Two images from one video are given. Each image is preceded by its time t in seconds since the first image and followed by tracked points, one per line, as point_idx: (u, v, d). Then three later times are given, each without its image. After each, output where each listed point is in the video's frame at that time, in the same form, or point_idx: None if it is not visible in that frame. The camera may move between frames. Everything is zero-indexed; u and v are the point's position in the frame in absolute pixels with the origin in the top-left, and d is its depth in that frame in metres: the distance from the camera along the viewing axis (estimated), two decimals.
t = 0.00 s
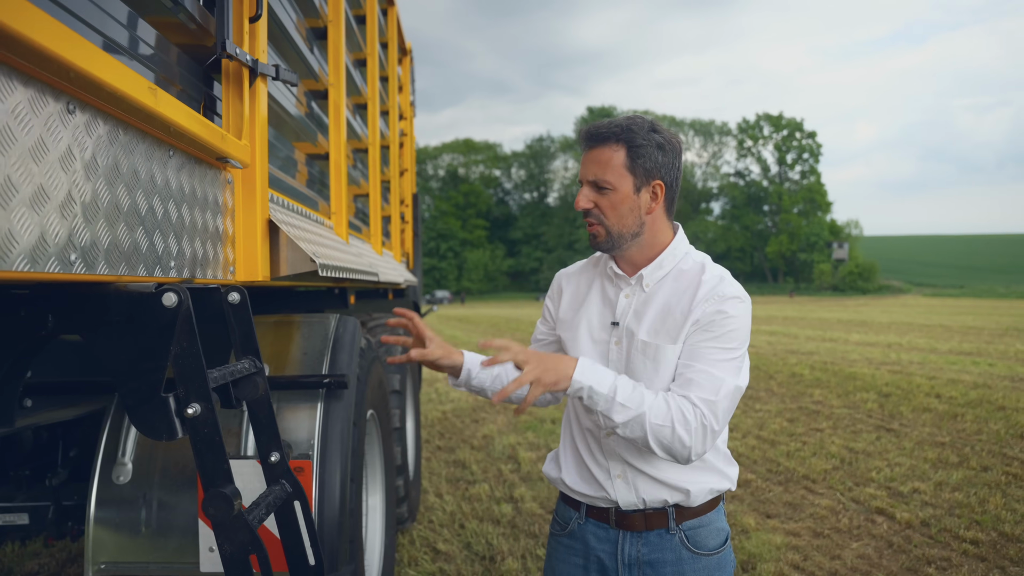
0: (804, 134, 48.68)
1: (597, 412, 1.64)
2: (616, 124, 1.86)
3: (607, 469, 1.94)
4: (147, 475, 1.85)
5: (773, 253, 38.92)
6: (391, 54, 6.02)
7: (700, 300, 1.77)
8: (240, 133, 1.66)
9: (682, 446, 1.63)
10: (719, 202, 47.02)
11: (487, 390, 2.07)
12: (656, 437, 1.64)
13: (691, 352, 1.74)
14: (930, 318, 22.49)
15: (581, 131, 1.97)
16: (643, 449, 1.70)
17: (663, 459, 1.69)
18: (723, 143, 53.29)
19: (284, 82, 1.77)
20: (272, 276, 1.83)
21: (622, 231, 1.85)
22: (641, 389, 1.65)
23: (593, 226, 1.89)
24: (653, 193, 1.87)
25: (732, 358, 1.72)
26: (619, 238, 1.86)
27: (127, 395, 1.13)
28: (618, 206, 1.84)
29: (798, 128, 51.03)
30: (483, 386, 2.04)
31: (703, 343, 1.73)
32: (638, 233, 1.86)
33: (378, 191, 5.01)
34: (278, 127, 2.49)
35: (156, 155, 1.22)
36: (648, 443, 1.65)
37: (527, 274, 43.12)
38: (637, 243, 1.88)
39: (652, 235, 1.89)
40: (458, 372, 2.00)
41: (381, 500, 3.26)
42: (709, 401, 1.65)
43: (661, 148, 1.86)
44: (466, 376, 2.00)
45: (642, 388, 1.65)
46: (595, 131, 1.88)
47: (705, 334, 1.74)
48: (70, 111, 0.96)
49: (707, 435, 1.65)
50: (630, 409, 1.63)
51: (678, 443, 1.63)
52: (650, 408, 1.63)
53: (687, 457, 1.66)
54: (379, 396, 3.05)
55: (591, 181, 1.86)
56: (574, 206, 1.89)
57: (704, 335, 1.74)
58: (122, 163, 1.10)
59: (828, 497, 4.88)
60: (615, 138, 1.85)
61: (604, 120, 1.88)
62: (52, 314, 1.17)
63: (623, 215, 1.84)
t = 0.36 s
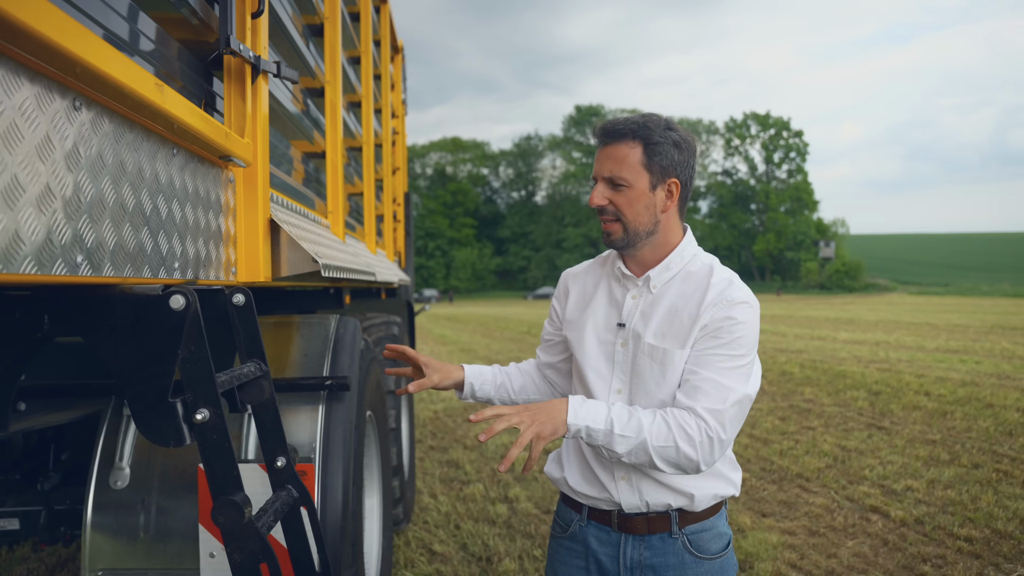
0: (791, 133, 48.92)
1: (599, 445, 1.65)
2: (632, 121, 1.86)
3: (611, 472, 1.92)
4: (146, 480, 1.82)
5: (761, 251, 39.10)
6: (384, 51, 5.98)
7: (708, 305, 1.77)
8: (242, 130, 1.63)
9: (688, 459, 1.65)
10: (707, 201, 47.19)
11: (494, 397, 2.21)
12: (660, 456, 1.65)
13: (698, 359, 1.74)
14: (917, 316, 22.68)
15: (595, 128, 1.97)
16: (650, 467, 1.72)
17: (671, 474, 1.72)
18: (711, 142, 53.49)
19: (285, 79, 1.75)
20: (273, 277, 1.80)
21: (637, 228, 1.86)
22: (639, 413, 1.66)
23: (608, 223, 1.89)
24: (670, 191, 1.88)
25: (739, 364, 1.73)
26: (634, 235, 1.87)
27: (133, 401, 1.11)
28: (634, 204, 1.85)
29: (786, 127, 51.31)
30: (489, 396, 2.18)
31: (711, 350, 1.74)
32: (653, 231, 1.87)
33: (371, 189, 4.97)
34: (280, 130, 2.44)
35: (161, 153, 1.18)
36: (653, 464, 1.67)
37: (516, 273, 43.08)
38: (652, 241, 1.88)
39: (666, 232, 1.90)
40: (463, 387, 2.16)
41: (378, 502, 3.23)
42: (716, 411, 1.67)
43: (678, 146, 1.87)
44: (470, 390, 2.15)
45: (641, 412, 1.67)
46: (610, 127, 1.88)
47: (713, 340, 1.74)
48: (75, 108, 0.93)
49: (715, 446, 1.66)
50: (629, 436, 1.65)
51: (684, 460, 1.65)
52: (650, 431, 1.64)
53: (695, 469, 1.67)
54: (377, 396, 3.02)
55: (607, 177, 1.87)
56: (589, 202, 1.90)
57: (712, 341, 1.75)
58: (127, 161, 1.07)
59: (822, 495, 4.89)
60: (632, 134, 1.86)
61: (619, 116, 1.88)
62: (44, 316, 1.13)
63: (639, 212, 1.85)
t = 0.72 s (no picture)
0: (772, 133, 49.29)
1: (605, 452, 1.68)
2: (658, 119, 1.91)
3: (612, 473, 1.91)
4: (137, 484, 1.77)
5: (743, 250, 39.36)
6: (370, 49, 5.93)
7: (717, 307, 1.82)
8: (238, 126, 1.59)
9: (694, 462, 1.69)
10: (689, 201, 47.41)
11: (497, 396, 2.22)
12: (667, 460, 1.69)
13: (706, 360, 1.80)
14: (896, 314, 22.93)
15: (616, 123, 2.00)
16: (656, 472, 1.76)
17: (677, 477, 1.76)
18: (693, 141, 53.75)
19: (280, 75, 1.72)
20: (267, 275, 1.76)
21: (654, 227, 1.91)
22: (645, 419, 1.70)
23: (623, 219, 1.93)
24: (687, 192, 1.94)
25: (746, 367, 1.78)
26: (649, 234, 1.91)
27: (132, 405, 1.10)
28: (654, 202, 1.90)
29: (767, 127, 51.70)
30: (492, 395, 2.19)
31: (720, 352, 1.79)
32: (668, 231, 1.93)
33: (359, 187, 4.93)
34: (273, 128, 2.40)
35: (157, 149, 1.14)
36: (660, 469, 1.70)
37: (500, 272, 43.02)
38: (665, 240, 1.94)
39: (678, 233, 1.95)
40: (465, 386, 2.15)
41: (370, 504, 3.19)
42: (722, 414, 1.71)
43: (700, 148, 1.93)
44: (473, 389, 2.15)
45: (646, 418, 1.71)
46: (635, 123, 1.92)
47: (721, 343, 1.80)
48: (72, 100, 0.89)
49: (721, 450, 1.70)
50: (636, 442, 1.69)
51: (691, 464, 1.69)
52: (657, 436, 1.68)
53: (700, 473, 1.71)
54: (368, 397, 2.99)
55: (628, 174, 1.91)
56: (607, 198, 1.93)
57: (720, 343, 1.80)
58: (123, 156, 1.03)
59: (810, 493, 4.91)
60: (657, 132, 1.91)
61: (645, 113, 1.92)
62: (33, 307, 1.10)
63: (657, 211, 1.90)
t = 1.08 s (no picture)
0: (756, 133, 49.59)
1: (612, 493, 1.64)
2: (682, 123, 1.92)
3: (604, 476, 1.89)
4: (125, 490, 1.74)
5: (728, 250, 39.58)
6: (358, 47, 5.88)
7: (719, 312, 1.83)
8: (231, 124, 1.56)
9: (703, 479, 1.67)
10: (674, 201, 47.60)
11: (488, 382, 2.23)
12: (677, 484, 1.66)
13: (708, 366, 1.81)
14: (880, 313, 23.15)
15: (635, 122, 2.00)
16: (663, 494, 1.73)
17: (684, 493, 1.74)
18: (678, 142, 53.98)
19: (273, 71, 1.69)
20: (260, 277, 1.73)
21: (667, 231, 1.92)
22: (651, 453, 1.65)
23: (636, 222, 1.93)
24: (701, 199, 1.97)
25: (748, 375, 1.78)
26: (662, 237, 1.93)
27: (126, 410, 1.09)
28: (670, 207, 1.92)
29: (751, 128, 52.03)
30: (483, 381, 2.21)
31: (723, 358, 1.80)
32: (681, 235, 1.94)
33: (348, 187, 4.89)
34: (263, 127, 2.36)
35: (150, 147, 1.11)
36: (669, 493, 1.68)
37: (485, 271, 42.95)
38: (675, 245, 1.95)
39: (688, 240, 1.98)
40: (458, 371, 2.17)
41: (361, 506, 3.17)
42: (726, 424, 1.71)
43: (718, 156, 1.96)
44: (466, 373, 2.17)
45: (652, 450, 1.66)
46: (658, 124, 1.93)
47: (723, 349, 1.81)
48: (65, 95, 0.86)
49: (726, 461, 1.70)
50: (643, 477, 1.64)
51: (700, 482, 1.68)
52: (665, 464, 1.64)
53: (708, 485, 1.70)
54: (359, 399, 2.96)
55: (647, 175, 1.91)
56: (623, 198, 1.93)
57: (723, 350, 1.81)
58: (116, 153, 1.00)
59: (799, 492, 4.93)
60: (679, 136, 1.92)
61: (667, 115, 1.93)
62: (18, 308, 1.06)
63: (672, 215, 1.92)
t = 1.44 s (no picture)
0: (743, 134, 49.84)
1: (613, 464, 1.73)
2: (679, 123, 1.91)
3: (602, 480, 1.88)
4: (115, 495, 1.70)
5: (715, 250, 39.73)
6: (348, 46, 5.83)
7: (723, 319, 1.83)
8: (225, 120, 1.52)
9: (701, 480, 1.74)
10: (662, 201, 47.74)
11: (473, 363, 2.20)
12: (675, 477, 1.74)
13: (712, 373, 1.82)
14: (865, 313, 23.31)
15: (632, 122, 1.98)
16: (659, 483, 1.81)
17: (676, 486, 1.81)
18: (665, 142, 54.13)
19: (267, 68, 1.66)
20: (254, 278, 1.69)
21: (666, 234, 1.90)
22: (658, 440, 1.72)
23: (634, 226, 1.91)
24: (700, 200, 1.96)
25: (750, 382, 1.81)
26: (661, 240, 1.91)
27: (120, 416, 1.06)
28: (669, 209, 1.90)
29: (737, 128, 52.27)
30: (470, 357, 2.19)
31: (727, 366, 1.81)
32: (680, 238, 1.93)
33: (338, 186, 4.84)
34: (255, 124, 2.31)
35: (145, 144, 1.07)
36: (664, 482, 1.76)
37: (473, 271, 42.88)
38: (674, 248, 1.94)
39: (687, 243, 1.97)
40: (448, 340, 2.18)
41: (352, 508, 3.13)
42: (729, 433, 1.75)
43: (717, 156, 1.95)
44: (455, 345, 2.18)
45: (660, 437, 1.73)
46: (656, 124, 1.91)
47: (727, 356, 1.81)
48: (58, 88, 0.83)
49: (727, 468, 1.75)
50: (645, 459, 1.73)
51: (698, 482, 1.75)
52: (669, 456, 1.71)
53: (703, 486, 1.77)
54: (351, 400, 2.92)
55: (645, 177, 1.89)
56: (622, 201, 1.91)
57: (727, 358, 1.81)
58: (110, 149, 0.96)
59: (791, 492, 4.94)
60: (677, 137, 1.90)
61: (665, 115, 1.91)
62: (10, 307, 1.02)
63: (672, 218, 1.90)
